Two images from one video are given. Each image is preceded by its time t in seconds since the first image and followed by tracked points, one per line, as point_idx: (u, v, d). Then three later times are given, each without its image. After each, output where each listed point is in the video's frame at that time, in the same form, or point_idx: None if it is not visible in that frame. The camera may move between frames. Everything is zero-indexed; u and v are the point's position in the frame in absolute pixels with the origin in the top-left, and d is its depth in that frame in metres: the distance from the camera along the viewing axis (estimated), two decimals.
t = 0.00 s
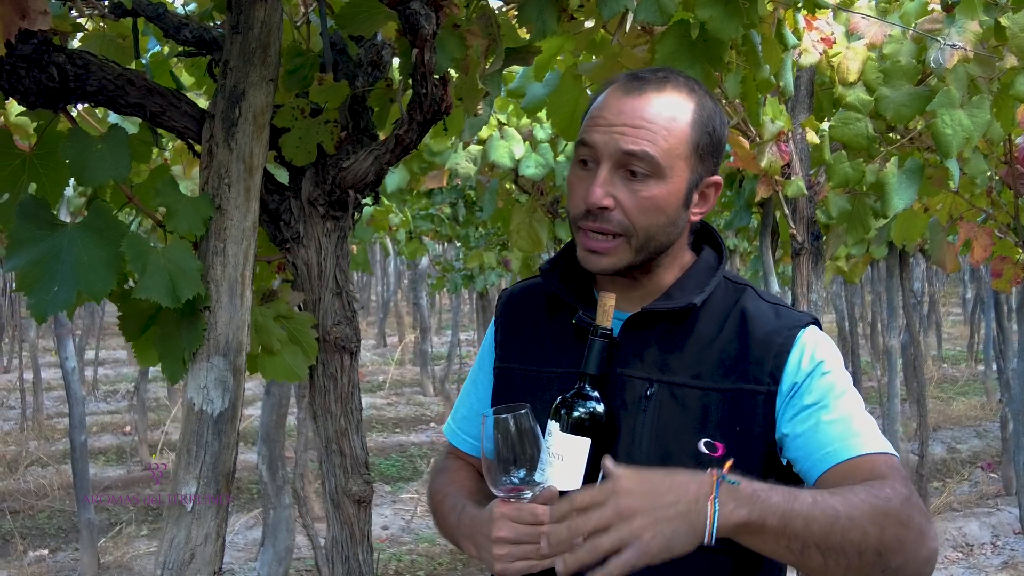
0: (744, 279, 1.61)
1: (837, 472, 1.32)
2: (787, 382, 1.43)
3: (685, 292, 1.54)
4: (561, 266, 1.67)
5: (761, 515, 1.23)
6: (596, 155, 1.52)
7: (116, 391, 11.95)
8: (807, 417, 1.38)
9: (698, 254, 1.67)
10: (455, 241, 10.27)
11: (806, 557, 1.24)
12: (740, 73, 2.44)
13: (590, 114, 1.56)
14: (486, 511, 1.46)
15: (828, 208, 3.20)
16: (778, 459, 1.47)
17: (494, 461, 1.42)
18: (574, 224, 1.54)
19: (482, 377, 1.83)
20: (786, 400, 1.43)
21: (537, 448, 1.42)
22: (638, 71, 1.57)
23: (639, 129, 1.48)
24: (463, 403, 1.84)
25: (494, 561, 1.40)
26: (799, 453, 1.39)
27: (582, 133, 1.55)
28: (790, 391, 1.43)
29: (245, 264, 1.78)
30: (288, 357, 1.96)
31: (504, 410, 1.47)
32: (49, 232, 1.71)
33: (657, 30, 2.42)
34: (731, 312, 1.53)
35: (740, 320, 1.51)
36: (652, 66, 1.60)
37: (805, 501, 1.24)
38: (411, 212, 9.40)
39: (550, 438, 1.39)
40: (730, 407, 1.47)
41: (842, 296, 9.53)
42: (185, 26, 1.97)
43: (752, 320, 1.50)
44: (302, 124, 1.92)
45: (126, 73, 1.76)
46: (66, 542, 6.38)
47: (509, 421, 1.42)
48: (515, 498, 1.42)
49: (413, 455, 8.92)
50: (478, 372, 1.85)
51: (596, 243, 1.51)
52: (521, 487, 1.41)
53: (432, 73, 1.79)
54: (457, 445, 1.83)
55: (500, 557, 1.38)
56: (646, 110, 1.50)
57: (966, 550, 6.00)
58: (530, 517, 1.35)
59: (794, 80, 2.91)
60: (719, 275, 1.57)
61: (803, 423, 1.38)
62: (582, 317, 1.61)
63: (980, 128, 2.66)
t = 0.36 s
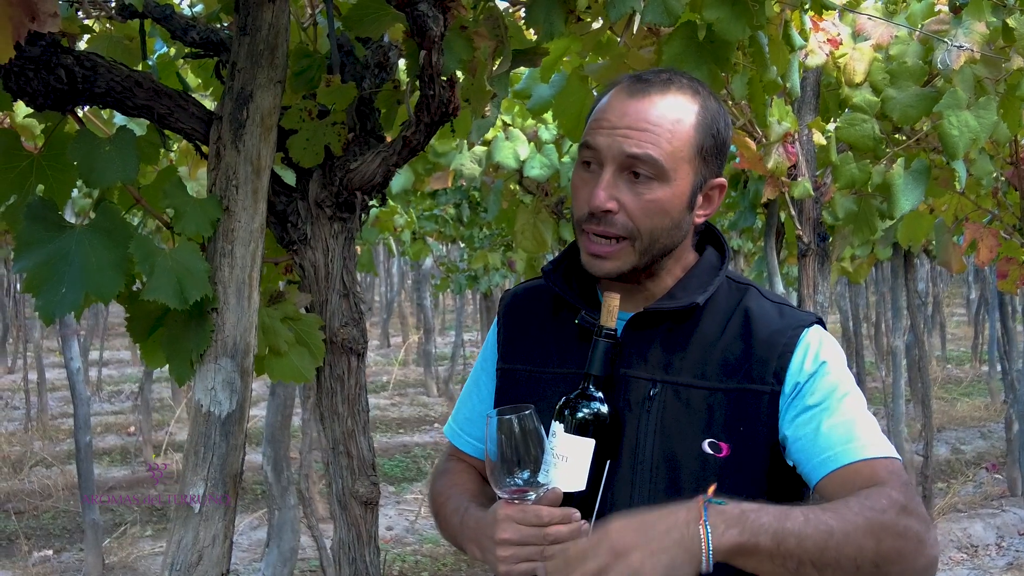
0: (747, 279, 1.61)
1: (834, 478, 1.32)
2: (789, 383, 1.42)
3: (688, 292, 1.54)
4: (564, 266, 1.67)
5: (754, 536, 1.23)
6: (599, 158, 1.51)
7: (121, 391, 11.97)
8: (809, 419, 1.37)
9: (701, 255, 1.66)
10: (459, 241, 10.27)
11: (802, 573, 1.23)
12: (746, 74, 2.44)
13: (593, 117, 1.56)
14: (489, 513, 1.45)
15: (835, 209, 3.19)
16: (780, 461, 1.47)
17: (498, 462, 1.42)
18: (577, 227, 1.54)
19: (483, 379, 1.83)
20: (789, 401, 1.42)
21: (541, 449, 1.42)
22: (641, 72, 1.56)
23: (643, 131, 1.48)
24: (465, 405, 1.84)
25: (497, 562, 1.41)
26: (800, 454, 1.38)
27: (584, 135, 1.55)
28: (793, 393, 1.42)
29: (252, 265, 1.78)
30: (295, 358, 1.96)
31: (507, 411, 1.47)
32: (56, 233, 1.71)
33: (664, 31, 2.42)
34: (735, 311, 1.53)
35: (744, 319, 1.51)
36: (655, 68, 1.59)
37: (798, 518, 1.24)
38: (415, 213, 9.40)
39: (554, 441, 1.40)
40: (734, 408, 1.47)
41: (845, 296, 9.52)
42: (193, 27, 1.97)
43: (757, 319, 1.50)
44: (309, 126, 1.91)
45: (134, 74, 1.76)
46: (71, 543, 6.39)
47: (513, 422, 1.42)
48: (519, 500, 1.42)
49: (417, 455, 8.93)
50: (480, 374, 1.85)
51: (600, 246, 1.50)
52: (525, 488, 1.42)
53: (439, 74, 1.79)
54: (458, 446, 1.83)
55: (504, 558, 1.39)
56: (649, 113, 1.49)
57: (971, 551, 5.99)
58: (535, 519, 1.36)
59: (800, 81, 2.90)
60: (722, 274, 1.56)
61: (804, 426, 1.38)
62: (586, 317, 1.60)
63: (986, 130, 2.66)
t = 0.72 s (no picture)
0: (744, 278, 1.61)
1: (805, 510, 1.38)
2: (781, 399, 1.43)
3: (683, 294, 1.53)
4: (559, 269, 1.68)
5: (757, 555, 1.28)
6: (588, 157, 1.52)
7: (124, 392, 12.00)
8: (798, 445, 1.40)
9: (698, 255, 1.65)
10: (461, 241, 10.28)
11: None
12: (746, 74, 2.44)
13: (581, 117, 1.56)
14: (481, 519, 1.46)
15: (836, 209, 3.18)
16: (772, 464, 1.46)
17: (490, 467, 1.43)
18: (568, 228, 1.54)
19: (484, 381, 1.82)
20: (778, 417, 1.43)
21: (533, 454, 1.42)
22: (629, 71, 1.56)
23: (630, 129, 1.48)
24: (466, 407, 1.84)
25: (490, 567, 1.41)
26: (777, 475, 1.42)
27: (573, 136, 1.55)
28: (782, 409, 1.43)
29: (250, 266, 1.78)
30: (294, 359, 1.96)
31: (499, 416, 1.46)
32: (55, 233, 1.71)
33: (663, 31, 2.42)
34: (731, 313, 1.52)
35: (741, 322, 1.50)
36: (643, 67, 1.59)
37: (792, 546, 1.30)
38: (417, 213, 9.41)
39: (545, 446, 1.42)
40: (728, 413, 1.46)
41: (848, 297, 9.50)
42: (192, 27, 1.97)
43: (753, 323, 1.49)
44: (307, 125, 1.92)
45: (133, 74, 1.76)
46: (73, 543, 6.40)
47: (504, 426, 1.40)
48: (510, 505, 1.43)
49: (420, 456, 8.93)
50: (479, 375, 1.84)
51: (591, 245, 1.50)
52: (517, 493, 1.42)
53: (438, 74, 1.79)
54: (461, 448, 1.83)
55: (496, 564, 1.40)
56: (636, 110, 1.50)
57: (973, 552, 5.98)
58: (526, 524, 1.37)
59: (801, 81, 2.89)
60: (720, 275, 1.56)
61: (791, 449, 1.41)
62: (580, 319, 1.60)
63: (987, 129, 2.65)
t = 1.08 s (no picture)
0: (744, 277, 1.61)
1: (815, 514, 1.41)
2: (795, 406, 1.44)
3: (684, 295, 1.53)
4: (560, 271, 1.68)
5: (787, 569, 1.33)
6: (586, 155, 1.52)
7: (126, 392, 12.01)
8: (815, 454, 1.42)
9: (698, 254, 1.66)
10: (462, 242, 10.29)
11: None
12: (747, 75, 2.44)
13: (578, 116, 1.57)
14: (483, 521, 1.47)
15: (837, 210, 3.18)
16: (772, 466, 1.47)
17: (492, 470, 1.44)
18: (567, 227, 1.54)
19: (484, 383, 1.82)
20: (792, 425, 1.44)
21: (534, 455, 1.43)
22: (625, 70, 1.57)
23: (628, 125, 1.49)
24: (466, 409, 1.84)
25: (491, 569, 1.42)
26: (793, 483, 1.43)
27: (571, 134, 1.55)
28: (795, 416, 1.44)
29: (252, 267, 1.79)
30: (297, 359, 1.97)
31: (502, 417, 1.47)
32: (58, 235, 1.71)
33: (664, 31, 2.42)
34: (735, 314, 1.53)
35: (744, 323, 1.51)
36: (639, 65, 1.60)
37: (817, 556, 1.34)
38: (418, 214, 9.42)
39: (547, 448, 1.42)
40: (732, 415, 1.47)
41: (850, 297, 9.51)
42: (194, 29, 1.98)
43: (756, 324, 1.50)
44: (309, 126, 1.92)
45: (135, 76, 1.77)
46: (75, 543, 6.41)
47: (505, 429, 1.42)
48: (512, 507, 1.44)
49: (421, 456, 8.94)
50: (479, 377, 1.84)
51: (591, 242, 1.50)
52: (518, 496, 1.43)
53: (439, 75, 1.79)
54: (461, 450, 1.84)
55: (498, 566, 1.41)
56: (633, 106, 1.50)
57: (975, 552, 5.98)
58: (527, 526, 1.38)
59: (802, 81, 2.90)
60: (722, 274, 1.56)
61: (807, 457, 1.43)
62: (581, 321, 1.59)
63: (988, 130, 2.65)
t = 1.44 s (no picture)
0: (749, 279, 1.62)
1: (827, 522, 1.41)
2: (806, 411, 1.45)
3: (691, 296, 1.53)
4: (565, 271, 1.68)
5: None
6: (592, 155, 1.52)
7: (128, 392, 12.02)
8: (828, 457, 1.43)
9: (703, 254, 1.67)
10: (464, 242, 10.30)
11: None
12: (750, 74, 2.44)
13: (583, 115, 1.57)
14: (490, 520, 1.47)
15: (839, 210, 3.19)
16: (779, 467, 1.47)
17: (501, 469, 1.44)
18: (573, 226, 1.54)
19: (485, 383, 1.82)
20: (804, 430, 1.44)
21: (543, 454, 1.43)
22: (629, 70, 1.57)
23: (634, 124, 1.49)
24: (466, 409, 1.84)
25: (500, 569, 1.42)
26: (806, 488, 1.44)
27: (577, 134, 1.55)
28: (807, 421, 1.44)
29: (256, 267, 1.79)
30: (299, 359, 1.96)
31: (510, 417, 1.47)
32: (63, 234, 1.72)
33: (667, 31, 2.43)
34: (741, 316, 1.53)
35: (751, 324, 1.52)
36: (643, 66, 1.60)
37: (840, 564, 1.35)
38: (420, 214, 9.42)
39: (555, 447, 1.40)
40: (741, 415, 1.47)
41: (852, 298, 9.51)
42: (198, 29, 1.98)
43: (763, 325, 1.50)
44: (313, 126, 1.93)
45: (139, 76, 1.77)
46: (77, 543, 6.41)
47: (515, 428, 1.42)
48: (522, 506, 1.43)
49: (423, 456, 8.94)
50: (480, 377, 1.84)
51: (597, 242, 1.50)
52: (527, 495, 1.43)
53: (443, 76, 1.79)
54: (460, 450, 1.85)
55: (507, 566, 1.41)
56: (640, 106, 1.50)
57: (977, 552, 5.98)
58: (537, 526, 1.38)
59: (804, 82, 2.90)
60: (728, 276, 1.57)
61: (820, 461, 1.43)
62: (590, 320, 1.60)
63: (990, 130, 2.65)
